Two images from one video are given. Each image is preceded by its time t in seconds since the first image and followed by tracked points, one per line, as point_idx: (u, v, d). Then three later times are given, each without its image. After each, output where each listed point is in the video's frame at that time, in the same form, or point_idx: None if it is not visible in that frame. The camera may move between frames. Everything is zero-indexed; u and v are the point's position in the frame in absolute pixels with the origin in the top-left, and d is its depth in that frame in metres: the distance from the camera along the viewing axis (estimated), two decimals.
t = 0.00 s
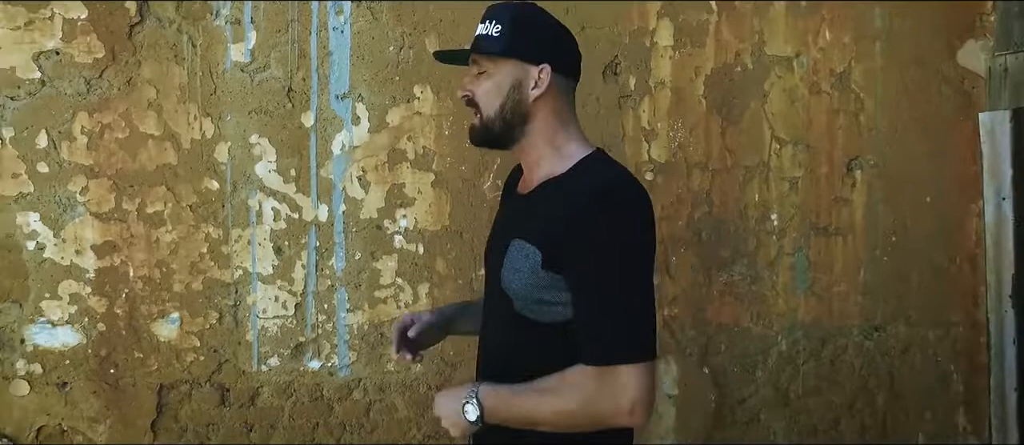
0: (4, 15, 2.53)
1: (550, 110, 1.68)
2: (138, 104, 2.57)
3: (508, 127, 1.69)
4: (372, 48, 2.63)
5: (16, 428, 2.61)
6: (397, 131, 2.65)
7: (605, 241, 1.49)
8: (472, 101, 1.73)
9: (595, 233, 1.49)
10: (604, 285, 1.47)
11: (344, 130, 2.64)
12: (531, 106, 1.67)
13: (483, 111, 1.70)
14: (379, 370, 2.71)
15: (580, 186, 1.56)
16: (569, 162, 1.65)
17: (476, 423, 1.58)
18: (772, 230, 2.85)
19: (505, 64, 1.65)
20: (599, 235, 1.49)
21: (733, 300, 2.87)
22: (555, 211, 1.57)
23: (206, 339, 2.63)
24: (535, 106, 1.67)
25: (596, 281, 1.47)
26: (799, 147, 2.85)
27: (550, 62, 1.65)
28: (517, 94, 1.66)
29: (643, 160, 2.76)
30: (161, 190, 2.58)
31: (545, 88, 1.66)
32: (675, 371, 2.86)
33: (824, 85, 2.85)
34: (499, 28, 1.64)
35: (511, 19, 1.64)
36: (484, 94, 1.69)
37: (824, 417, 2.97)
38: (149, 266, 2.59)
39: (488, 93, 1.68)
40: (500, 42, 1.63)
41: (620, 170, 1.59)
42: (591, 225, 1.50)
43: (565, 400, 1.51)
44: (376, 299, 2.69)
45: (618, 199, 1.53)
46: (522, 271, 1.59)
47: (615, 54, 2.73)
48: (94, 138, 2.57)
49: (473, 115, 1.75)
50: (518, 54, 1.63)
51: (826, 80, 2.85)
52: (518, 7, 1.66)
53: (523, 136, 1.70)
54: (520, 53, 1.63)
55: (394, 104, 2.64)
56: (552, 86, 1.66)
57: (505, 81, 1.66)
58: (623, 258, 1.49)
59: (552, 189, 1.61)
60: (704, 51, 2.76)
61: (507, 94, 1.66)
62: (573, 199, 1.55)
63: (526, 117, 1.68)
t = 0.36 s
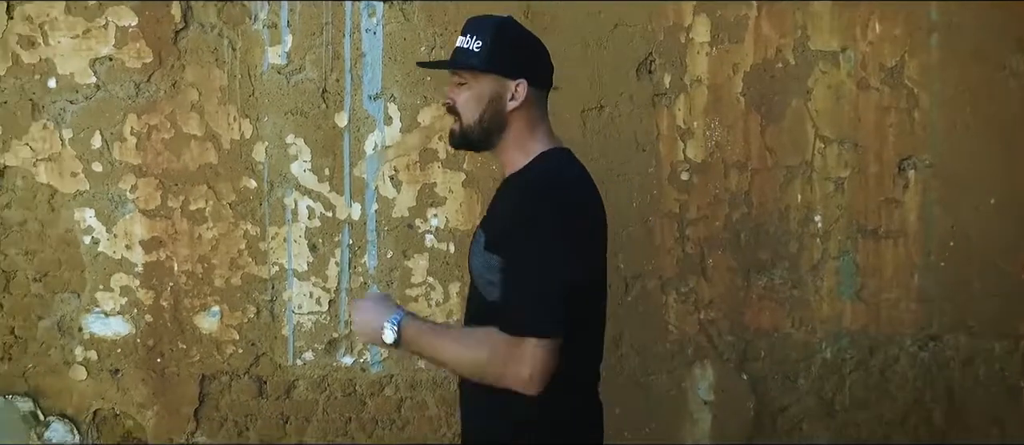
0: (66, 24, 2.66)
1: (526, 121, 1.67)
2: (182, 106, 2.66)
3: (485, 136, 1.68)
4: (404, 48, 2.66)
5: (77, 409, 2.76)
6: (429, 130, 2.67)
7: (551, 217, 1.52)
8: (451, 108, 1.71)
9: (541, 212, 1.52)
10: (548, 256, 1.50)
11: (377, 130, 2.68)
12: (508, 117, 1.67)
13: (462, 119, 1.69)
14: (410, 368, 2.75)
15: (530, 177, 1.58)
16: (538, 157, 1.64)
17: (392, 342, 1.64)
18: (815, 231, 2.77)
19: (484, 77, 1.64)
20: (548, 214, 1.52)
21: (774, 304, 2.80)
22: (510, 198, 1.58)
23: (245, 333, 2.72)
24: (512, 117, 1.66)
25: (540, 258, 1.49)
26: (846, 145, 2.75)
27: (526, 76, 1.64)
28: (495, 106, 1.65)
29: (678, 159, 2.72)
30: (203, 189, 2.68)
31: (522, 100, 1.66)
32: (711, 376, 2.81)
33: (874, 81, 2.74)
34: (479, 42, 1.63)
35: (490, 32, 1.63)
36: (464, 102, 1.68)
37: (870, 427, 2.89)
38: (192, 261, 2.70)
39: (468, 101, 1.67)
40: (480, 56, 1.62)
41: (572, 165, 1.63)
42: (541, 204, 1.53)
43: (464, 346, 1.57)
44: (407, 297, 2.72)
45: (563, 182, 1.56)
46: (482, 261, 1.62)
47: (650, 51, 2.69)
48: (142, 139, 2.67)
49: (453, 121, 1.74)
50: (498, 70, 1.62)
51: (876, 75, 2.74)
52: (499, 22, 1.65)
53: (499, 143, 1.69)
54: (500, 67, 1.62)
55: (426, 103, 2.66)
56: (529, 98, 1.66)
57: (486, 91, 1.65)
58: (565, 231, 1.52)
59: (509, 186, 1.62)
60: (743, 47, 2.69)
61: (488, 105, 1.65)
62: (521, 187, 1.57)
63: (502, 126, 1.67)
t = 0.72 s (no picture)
0: (114, 23, 2.73)
1: (518, 113, 1.75)
2: (221, 100, 2.73)
3: (482, 127, 1.76)
4: (435, 42, 2.68)
5: (123, 390, 2.80)
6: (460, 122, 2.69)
7: (532, 184, 1.62)
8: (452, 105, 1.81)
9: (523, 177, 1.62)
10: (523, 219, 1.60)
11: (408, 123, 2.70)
12: (502, 110, 1.75)
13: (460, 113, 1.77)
14: (440, 359, 2.77)
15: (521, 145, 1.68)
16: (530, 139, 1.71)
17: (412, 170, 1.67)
18: (855, 226, 2.69)
19: (479, 74, 1.73)
20: (533, 182, 1.62)
21: (811, 300, 2.72)
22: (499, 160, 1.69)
23: (279, 321, 2.77)
24: (505, 110, 1.75)
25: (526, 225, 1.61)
26: (889, 137, 2.67)
27: (517, 72, 1.73)
28: (490, 100, 1.74)
29: (712, 151, 2.67)
30: (241, 181, 2.74)
31: (514, 94, 1.74)
32: (745, 373, 2.75)
33: (919, 70, 2.65)
34: (473, 44, 1.73)
35: (484, 34, 1.73)
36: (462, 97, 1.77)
37: (914, 430, 2.79)
38: (230, 250, 2.76)
39: (465, 97, 1.76)
40: (475, 56, 1.72)
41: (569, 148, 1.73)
42: (530, 173, 1.63)
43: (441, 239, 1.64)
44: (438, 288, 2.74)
45: (552, 160, 1.67)
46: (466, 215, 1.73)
47: (682, 42, 2.65)
48: (183, 132, 2.74)
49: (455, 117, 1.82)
50: (491, 68, 1.72)
51: (921, 64, 2.64)
52: (493, 26, 1.75)
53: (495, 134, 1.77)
54: (493, 65, 1.71)
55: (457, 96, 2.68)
56: (521, 93, 1.75)
57: (480, 87, 1.74)
58: (542, 202, 1.62)
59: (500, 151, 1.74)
60: (779, 37, 2.64)
61: (483, 99, 1.74)
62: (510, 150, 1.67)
63: (497, 118, 1.75)
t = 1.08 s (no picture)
0: (145, 19, 2.79)
1: (528, 109, 1.76)
2: (247, 94, 2.77)
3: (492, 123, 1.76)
4: (458, 35, 2.70)
5: (152, 378, 2.86)
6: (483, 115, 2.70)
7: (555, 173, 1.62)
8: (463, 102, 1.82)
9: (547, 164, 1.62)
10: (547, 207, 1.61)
11: (431, 116, 2.72)
12: (512, 105, 1.76)
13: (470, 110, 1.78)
14: (461, 350, 2.78)
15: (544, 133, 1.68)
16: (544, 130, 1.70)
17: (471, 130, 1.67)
18: (882, 220, 2.65)
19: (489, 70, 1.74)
20: (557, 171, 1.62)
21: (836, 295, 2.69)
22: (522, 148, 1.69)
23: (303, 312, 2.81)
24: (515, 106, 1.75)
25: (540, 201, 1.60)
26: (917, 130, 2.62)
27: (528, 68, 1.74)
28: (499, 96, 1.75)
29: (735, 144, 2.65)
30: (267, 173, 2.78)
31: (524, 90, 1.75)
32: (768, 369, 2.72)
33: (950, 61, 2.60)
34: (484, 41, 1.75)
35: (494, 32, 1.75)
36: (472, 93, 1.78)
37: (942, 428, 2.75)
38: (255, 242, 2.80)
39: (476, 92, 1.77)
40: (486, 53, 1.74)
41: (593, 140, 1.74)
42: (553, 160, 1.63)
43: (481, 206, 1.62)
44: (460, 280, 2.76)
45: (576, 150, 1.68)
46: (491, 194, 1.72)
47: (705, 34, 2.63)
48: (210, 125, 2.79)
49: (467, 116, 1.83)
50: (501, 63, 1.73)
51: (952, 55, 2.60)
52: (503, 24, 1.77)
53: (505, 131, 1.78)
54: (503, 60, 1.73)
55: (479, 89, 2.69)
56: (531, 89, 1.76)
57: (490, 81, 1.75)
58: (564, 191, 1.63)
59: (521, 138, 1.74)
60: (805, 29, 2.61)
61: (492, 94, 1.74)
62: (533, 135, 1.67)
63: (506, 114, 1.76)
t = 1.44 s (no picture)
0: (165, 16, 2.83)
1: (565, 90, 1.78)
2: (264, 90, 2.80)
3: (529, 105, 1.79)
4: (473, 32, 2.72)
5: (170, 370, 2.89)
6: (497, 110, 2.72)
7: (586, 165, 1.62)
8: (499, 86, 1.84)
9: (578, 158, 1.62)
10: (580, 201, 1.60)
11: (446, 111, 2.74)
12: (549, 87, 1.78)
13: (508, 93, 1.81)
14: (475, 344, 2.80)
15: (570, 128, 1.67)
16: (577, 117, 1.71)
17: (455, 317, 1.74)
18: (896, 215, 2.65)
19: (526, 52, 1.77)
20: (587, 163, 1.62)
21: (849, 290, 2.69)
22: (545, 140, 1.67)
23: (319, 305, 2.84)
24: (551, 88, 1.78)
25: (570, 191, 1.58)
26: (931, 126, 2.63)
27: (563, 50, 1.77)
28: (537, 78, 1.77)
29: (748, 139, 2.66)
30: (283, 168, 2.81)
31: (560, 72, 1.78)
32: (781, 363, 2.73)
33: (964, 57, 2.60)
34: (519, 25, 1.77)
35: (529, 16, 1.78)
36: (508, 77, 1.81)
37: (956, 424, 2.74)
38: (272, 236, 2.83)
39: (513, 76, 1.80)
40: (521, 36, 1.76)
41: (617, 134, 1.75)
42: (582, 154, 1.63)
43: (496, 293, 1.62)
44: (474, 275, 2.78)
45: (604, 145, 1.69)
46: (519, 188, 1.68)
47: (718, 30, 2.64)
48: (228, 120, 2.82)
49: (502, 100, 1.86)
50: (537, 43, 1.76)
51: (966, 50, 2.60)
52: (536, 9, 1.79)
53: (542, 113, 1.80)
54: (540, 42, 1.75)
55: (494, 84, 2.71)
56: (566, 72, 1.79)
57: (528, 64, 1.77)
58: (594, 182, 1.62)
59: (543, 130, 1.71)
60: (818, 25, 2.62)
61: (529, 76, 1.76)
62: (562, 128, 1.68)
63: (544, 97, 1.78)
